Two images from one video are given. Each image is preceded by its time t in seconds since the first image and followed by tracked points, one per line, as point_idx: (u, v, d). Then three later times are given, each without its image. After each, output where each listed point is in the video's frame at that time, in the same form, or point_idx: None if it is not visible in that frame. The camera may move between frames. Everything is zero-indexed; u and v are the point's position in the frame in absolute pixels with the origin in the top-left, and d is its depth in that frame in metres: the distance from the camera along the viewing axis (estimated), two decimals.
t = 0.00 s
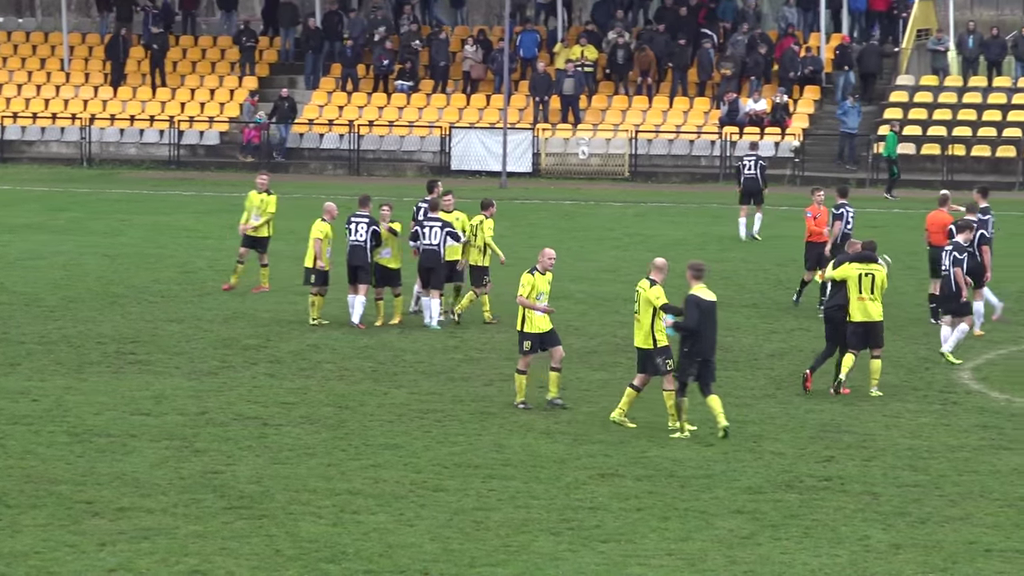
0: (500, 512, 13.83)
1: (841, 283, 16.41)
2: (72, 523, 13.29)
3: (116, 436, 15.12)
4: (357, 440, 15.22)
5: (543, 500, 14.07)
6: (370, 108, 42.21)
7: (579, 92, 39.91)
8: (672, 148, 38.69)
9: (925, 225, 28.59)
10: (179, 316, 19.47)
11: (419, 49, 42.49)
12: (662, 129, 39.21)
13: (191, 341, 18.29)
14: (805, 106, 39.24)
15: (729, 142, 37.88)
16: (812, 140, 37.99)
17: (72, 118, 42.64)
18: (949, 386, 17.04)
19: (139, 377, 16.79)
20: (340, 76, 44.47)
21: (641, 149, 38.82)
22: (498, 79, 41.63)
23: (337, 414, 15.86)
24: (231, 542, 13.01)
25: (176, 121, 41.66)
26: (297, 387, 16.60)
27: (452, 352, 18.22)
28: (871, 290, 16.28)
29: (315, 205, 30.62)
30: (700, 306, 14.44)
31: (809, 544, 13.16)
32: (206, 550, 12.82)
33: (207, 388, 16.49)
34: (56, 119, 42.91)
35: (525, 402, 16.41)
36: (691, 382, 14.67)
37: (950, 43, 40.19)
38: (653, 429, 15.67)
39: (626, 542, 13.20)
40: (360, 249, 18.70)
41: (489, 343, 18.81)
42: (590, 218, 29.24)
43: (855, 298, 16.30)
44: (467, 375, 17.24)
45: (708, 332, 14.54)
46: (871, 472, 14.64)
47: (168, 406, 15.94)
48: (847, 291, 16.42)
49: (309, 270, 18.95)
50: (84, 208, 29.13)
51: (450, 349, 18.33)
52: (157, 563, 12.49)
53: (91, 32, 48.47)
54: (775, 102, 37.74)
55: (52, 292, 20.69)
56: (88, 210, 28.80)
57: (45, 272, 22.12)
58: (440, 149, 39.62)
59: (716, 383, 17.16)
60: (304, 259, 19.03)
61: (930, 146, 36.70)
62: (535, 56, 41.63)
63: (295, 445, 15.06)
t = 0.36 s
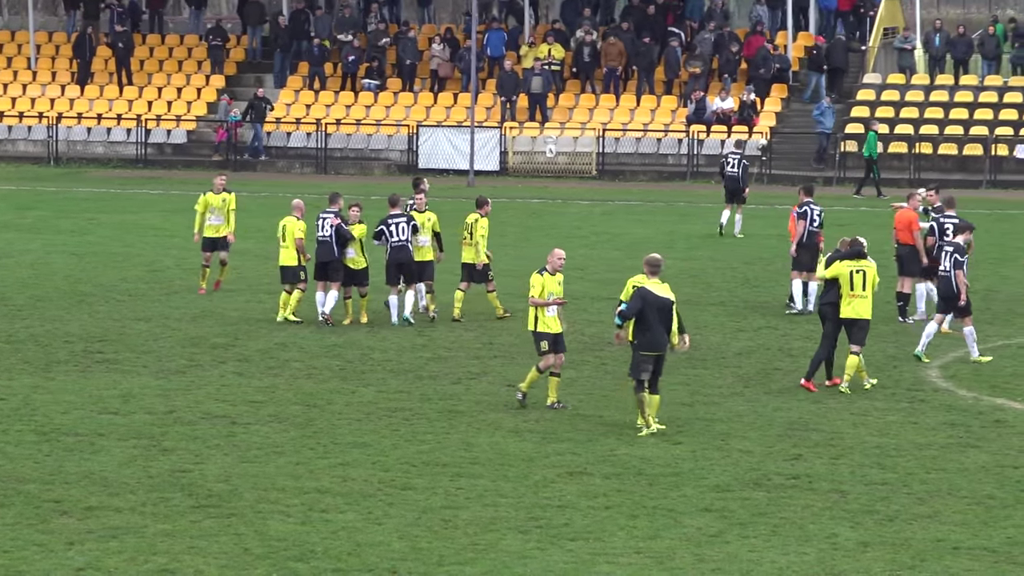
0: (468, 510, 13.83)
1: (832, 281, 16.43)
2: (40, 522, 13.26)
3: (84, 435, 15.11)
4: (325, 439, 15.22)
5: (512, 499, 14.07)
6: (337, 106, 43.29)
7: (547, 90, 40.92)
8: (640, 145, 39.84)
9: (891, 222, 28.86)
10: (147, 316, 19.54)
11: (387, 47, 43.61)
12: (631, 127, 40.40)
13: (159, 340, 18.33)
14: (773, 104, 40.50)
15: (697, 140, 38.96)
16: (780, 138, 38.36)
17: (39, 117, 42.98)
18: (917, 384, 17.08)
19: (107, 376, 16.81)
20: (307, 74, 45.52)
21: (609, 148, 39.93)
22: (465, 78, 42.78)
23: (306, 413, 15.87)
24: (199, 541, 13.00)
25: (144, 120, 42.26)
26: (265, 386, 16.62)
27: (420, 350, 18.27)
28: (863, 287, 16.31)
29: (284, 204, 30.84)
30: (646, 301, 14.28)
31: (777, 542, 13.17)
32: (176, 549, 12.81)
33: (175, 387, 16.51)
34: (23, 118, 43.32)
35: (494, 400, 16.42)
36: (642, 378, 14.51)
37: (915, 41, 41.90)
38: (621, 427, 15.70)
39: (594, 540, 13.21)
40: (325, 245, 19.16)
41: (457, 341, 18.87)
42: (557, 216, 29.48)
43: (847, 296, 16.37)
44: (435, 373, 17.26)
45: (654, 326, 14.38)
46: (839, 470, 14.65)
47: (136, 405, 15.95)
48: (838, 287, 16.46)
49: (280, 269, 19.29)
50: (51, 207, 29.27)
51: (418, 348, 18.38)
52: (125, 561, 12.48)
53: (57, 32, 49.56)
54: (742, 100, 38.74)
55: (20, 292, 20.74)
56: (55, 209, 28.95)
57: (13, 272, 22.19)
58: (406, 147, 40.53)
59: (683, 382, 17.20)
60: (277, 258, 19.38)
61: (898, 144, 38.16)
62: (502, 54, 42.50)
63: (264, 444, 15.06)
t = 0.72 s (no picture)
0: (443, 509, 13.83)
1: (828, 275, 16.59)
2: (15, 521, 13.23)
3: (58, 434, 15.10)
4: (300, 437, 15.21)
5: (487, 497, 14.07)
6: (312, 104, 43.63)
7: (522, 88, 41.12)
8: (614, 144, 39.93)
9: (866, 220, 29.02)
10: (121, 314, 19.55)
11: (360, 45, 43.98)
12: (606, 125, 40.70)
13: (134, 339, 18.33)
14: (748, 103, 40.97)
15: (672, 138, 39.15)
16: (753, 137, 39.06)
17: (14, 115, 42.89)
18: (891, 382, 17.11)
19: (81, 374, 16.81)
20: (282, 72, 45.82)
21: (583, 146, 40.14)
22: (440, 77, 43.20)
23: (281, 411, 15.87)
24: (174, 540, 12.98)
25: (118, 118, 42.34)
26: (240, 384, 16.63)
27: (395, 348, 18.28)
28: (854, 282, 16.39)
29: (259, 203, 30.95)
30: (610, 297, 14.57)
31: (752, 540, 13.17)
32: (150, 547, 12.79)
33: (149, 386, 16.51)
34: None
35: (469, 398, 16.43)
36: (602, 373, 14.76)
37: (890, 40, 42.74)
38: (596, 425, 15.70)
39: (569, 538, 13.21)
40: (302, 243, 19.35)
41: (433, 339, 18.90)
42: (531, 215, 29.60)
43: (840, 290, 16.50)
44: (410, 371, 17.27)
45: (616, 323, 14.60)
46: (814, 468, 14.65)
47: (111, 403, 15.93)
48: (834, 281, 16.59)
49: (263, 266, 19.73)
50: (26, 205, 29.30)
51: (393, 346, 18.39)
52: (100, 560, 12.45)
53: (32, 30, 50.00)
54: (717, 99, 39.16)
55: None
56: (30, 207, 28.97)
57: None
58: (381, 145, 40.65)
59: (658, 380, 17.22)
60: (262, 256, 19.76)
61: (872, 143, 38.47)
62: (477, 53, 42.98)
63: (239, 442, 15.05)
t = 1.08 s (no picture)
0: (422, 507, 13.82)
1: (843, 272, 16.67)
2: None
3: (37, 432, 15.09)
4: (279, 435, 15.21)
5: (466, 495, 14.07)
6: (291, 103, 43.95)
7: (501, 86, 41.32)
8: (594, 142, 40.18)
9: (844, 218, 29.12)
10: (100, 312, 19.56)
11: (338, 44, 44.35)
12: (585, 123, 41.11)
13: (113, 337, 18.35)
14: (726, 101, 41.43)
15: (651, 136, 39.61)
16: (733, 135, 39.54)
17: None
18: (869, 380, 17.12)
19: (60, 373, 16.81)
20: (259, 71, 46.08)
21: (562, 144, 40.33)
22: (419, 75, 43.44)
23: (260, 409, 15.87)
24: (153, 538, 12.98)
25: (96, 117, 42.39)
26: (219, 382, 16.65)
27: (374, 347, 18.30)
28: (867, 279, 16.43)
29: (239, 203, 31.01)
30: (568, 295, 14.67)
31: (731, 538, 13.18)
32: (129, 546, 12.78)
33: (128, 384, 16.52)
34: None
35: (448, 396, 16.43)
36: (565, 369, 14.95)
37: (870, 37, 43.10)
38: (575, 423, 15.70)
39: (548, 537, 13.20)
40: (289, 242, 19.41)
41: (411, 337, 18.92)
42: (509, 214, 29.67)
43: (855, 286, 16.51)
44: (388, 370, 17.27)
45: (575, 320, 14.69)
46: (793, 466, 14.65)
47: (89, 401, 15.93)
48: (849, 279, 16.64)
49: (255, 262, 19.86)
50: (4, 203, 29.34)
51: (372, 345, 18.41)
52: (79, 558, 12.44)
53: (13, 28, 50.11)
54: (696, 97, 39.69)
55: None
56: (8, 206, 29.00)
57: None
58: (360, 144, 40.88)
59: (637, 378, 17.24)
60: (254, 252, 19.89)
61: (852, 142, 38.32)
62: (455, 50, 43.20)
63: (217, 441, 15.05)
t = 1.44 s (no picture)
0: (400, 506, 13.81)
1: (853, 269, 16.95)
2: None
3: (15, 431, 15.08)
4: (257, 434, 15.21)
5: (443, 494, 14.06)
6: (269, 102, 44.20)
7: (479, 85, 41.66)
8: (572, 140, 40.50)
9: (823, 217, 29.24)
10: (78, 311, 19.58)
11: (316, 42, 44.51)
12: (563, 121, 41.39)
13: (91, 336, 18.35)
14: (704, 100, 41.47)
15: (630, 135, 39.66)
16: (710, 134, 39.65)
17: None
18: (847, 378, 17.15)
19: (37, 371, 16.81)
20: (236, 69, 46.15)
21: (540, 144, 40.33)
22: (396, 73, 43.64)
23: (237, 408, 15.88)
24: (131, 537, 12.97)
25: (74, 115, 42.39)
26: (197, 381, 16.65)
27: (352, 345, 18.32)
28: (874, 275, 16.70)
29: (218, 202, 31.07)
30: (542, 290, 14.73)
31: (709, 537, 13.18)
32: (107, 545, 12.76)
33: (106, 382, 16.52)
34: None
35: (426, 395, 16.43)
36: (539, 366, 14.91)
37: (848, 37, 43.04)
38: (554, 421, 15.69)
39: (526, 535, 13.20)
40: (270, 240, 19.49)
41: (390, 336, 18.94)
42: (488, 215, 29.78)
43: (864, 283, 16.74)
44: (366, 368, 17.29)
45: (549, 315, 14.73)
46: (770, 464, 14.67)
47: (67, 400, 15.93)
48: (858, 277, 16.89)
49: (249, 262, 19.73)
50: None
51: (350, 343, 18.42)
52: (57, 557, 12.43)
53: None
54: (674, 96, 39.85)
55: None
56: None
57: None
58: (337, 142, 41.05)
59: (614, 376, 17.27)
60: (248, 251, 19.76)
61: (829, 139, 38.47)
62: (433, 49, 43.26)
63: (195, 439, 15.05)
